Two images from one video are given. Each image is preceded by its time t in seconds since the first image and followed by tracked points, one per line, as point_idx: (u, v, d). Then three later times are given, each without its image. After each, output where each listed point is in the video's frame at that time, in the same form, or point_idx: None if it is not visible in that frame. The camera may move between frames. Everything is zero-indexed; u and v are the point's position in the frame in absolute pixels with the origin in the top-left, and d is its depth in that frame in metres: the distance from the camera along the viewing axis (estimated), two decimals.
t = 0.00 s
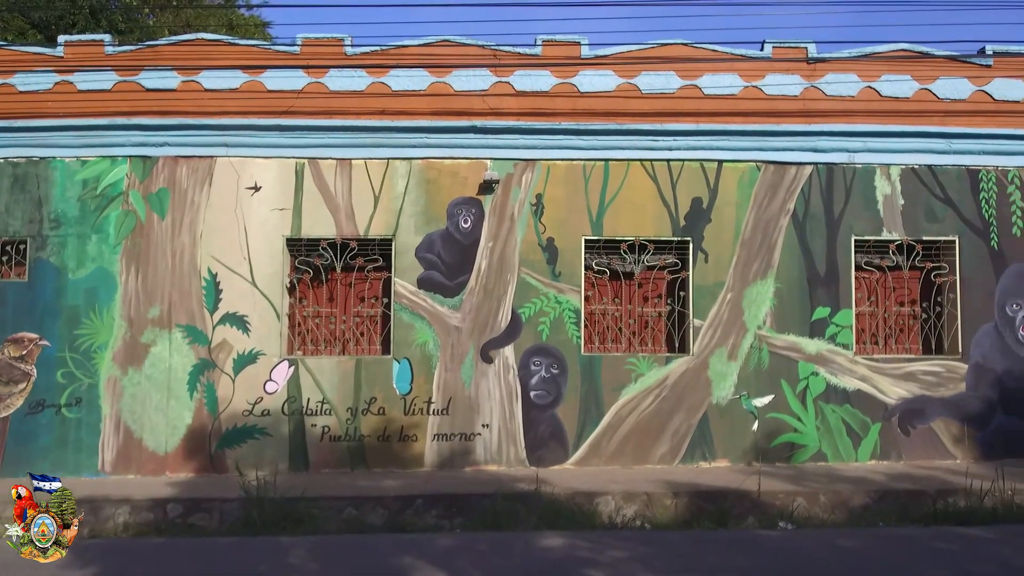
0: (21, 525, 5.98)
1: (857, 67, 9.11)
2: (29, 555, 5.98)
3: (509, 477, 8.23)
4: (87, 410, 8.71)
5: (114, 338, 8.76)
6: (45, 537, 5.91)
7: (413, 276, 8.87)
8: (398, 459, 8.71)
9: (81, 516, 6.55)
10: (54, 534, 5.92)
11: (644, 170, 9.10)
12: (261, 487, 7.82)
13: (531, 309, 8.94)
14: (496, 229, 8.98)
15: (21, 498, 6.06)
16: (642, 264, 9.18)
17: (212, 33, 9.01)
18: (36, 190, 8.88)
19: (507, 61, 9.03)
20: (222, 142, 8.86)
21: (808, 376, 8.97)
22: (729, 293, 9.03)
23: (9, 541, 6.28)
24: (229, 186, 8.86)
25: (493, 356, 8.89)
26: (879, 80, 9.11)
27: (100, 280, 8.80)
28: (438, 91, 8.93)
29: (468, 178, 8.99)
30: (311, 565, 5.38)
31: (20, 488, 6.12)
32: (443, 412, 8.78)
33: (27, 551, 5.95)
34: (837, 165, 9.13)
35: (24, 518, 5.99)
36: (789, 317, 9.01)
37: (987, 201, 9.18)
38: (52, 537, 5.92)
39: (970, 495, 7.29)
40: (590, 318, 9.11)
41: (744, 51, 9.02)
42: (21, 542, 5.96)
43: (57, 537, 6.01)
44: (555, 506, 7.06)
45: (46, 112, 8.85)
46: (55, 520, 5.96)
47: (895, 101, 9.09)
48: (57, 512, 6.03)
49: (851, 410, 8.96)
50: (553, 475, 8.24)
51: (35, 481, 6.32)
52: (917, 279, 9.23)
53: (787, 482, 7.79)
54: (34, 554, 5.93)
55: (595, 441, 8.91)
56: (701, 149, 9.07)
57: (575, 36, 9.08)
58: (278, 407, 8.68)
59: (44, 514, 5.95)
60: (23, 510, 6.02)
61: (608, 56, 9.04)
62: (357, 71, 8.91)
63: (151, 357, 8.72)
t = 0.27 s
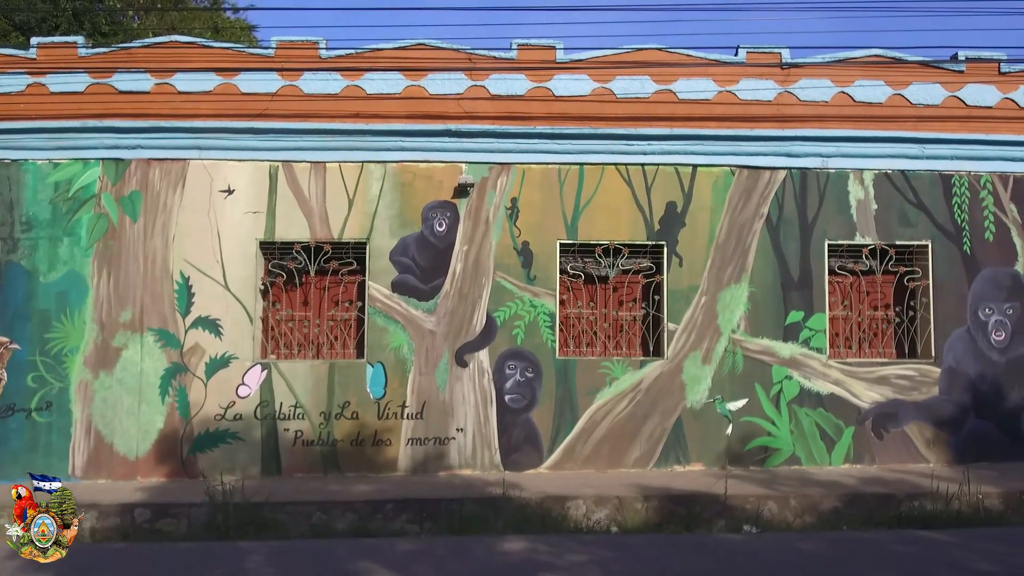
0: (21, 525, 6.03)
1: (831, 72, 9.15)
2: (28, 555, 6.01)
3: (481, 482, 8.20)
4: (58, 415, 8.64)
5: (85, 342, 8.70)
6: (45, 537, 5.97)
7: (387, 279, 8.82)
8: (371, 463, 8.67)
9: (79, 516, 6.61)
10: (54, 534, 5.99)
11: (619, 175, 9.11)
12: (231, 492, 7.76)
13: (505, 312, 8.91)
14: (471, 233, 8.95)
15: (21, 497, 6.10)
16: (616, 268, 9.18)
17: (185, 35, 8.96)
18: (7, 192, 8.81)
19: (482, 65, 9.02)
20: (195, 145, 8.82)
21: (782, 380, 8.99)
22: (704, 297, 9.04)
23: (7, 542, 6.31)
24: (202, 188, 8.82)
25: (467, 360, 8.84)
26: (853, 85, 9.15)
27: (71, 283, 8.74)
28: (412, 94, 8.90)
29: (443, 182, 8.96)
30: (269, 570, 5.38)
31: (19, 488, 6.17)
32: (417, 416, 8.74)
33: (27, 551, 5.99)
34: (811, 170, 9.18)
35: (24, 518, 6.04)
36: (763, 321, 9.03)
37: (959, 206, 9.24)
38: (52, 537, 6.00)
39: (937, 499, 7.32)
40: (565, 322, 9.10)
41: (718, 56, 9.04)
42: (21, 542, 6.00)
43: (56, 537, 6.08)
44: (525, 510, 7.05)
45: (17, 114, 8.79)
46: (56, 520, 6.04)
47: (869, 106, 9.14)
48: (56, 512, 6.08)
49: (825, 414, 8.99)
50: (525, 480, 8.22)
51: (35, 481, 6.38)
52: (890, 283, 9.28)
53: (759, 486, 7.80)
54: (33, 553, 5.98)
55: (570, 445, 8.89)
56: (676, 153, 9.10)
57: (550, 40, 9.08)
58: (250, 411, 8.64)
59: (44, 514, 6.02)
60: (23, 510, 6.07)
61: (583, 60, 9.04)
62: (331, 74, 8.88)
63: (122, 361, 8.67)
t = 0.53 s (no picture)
0: (21, 525, 6.24)
1: (807, 77, 9.20)
2: (29, 555, 6.20)
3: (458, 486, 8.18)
4: (33, 419, 8.60)
5: (60, 346, 8.66)
6: (45, 537, 6.16)
7: (364, 283, 8.81)
8: (348, 468, 8.64)
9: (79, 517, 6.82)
10: (54, 534, 6.17)
11: (597, 179, 9.13)
12: (205, 496, 7.74)
13: (483, 316, 8.90)
14: (448, 237, 8.94)
15: (21, 498, 6.32)
16: (594, 271, 9.18)
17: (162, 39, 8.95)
18: None
19: (460, 69, 9.02)
20: (172, 148, 8.80)
21: (759, 384, 9.02)
22: (681, 301, 9.07)
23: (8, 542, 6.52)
24: (179, 192, 8.80)
25: (445, 364, 8.83)
26: (829, 90, 9.19)
27: (47, 286, 8.70)
28: (390, 98, 8.90)
29: (420, 185, 8.95)
30: None
31: (20, 489, 6.38)
32: (394, 420, 8.72)
33: (27, 551, 6.17)
34: (788, 175, 9.21)
35: (24, 519, 6.25)
36: (740, 325, 9.07)
37: (935, 211, 9.27)
38: (52, 537, 6.18)
39: (913, 503, 7.33)
40: (545, 325, 9.12)
41: (695, 61, 9.07)
42: (21, 542, 6.20)
43: (56, 537, 6.28)
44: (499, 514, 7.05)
45: None
46: (55, 520, 6.23)
47: (845, 112, 9.18)
48: (56, 512, 6.29)
49: (802, 418, 9.01)
50: (502, 484, 8.21)
51: (35, 483, 6.57)
52: (868, 287, 9.29)
53: (734, 490, 7.82)
54: (33, 554, 6.16)
55: (547, 450, 8.88)
56: (653, 158, 9.12)
57: (528, 45, 9.10)
58: (226, 415, 8.63)
59: (44, 514, 6.22)
60: (23, 511, 6.29)
61: (560, 65, 9.06)
62: (308, 78, 8.88)
63: (98, 365, 8.63)
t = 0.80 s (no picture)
0: (22, 525, 6.21)
1: (787, 78, 9.23)
2: (29, 555, 6.13)
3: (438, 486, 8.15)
4: (12, 419, 8.57)
5: (39, 345, 8.63)
6: (45, 537, 6.11)
7: (345, 283, 8.80)
8: (328, 468, 8.62)
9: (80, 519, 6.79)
10: (54, 534, 6.12)
11: (578, 179, 9.14)
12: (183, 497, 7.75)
13: (464, 316, 8.88)
14: (430, 237, 8.93)
15: (22, 498, 6.35)
16: (576, 272, 9.18)
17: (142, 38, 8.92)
18: None
19: (441, 69, 9.01)
20: (152, 148, 8.78)
21: (740, 384, 9.04)
22: (662, 301, 9.08)
23: (8, 542, 6.49)
24: (158, 191, 8.78)
25: (426, 364, 8.80)
26: (810, 91, 9.22)
27: (26, 286, 8.67)
28: (371, 98, 8.88)
29: (401, 185, 8.94)
30: None
31: (20, 489, 6.39)
32: (374, 420, 8.70)
33: (27, 551, 6.10)
34: (768, 175, 9.24)
35: (25, 519, 6.23)
36: (720, 325, 9.09)
37: (916, 212, 9.29)
38: (52, 537, 6.12)
39: (892, 503, 7.32)
40: (526, 327, 9.08)
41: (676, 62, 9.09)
42: (21, 542, 6.14)
43: (56, 538, 6.22)
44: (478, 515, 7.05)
45: None
46: (55, 520, 6.19)
47: (826, 112, 9.20)
48: (56, 513, 6.27)
49: (782, 418, 9.02)
50: (481, 484, 8.19)
51: (35, 483, 6.57)
52: (848, 288, 9.32)
53: (712, 490, 7.83)
54: (33, 554, 6.10)
55: (528, 450, 8.87)
56: (635, 158, 9.14)
57: (509, 45, 9.10)
58: (206, 415, 8.60)
59: (44, 514, 6.19)
60: (24, 510, 6.28)
61: (541, 65, 9.07)
62: (289, 78, 8.86)
63: (76, 365, 8.60)
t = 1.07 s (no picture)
0: (21, 525, 6.11)
1: (768, 78, 9.23)
2: (28, 556, 6.03)
3: (415, 485, 8.10)
4: None
5: (15, 344, 8.57)
6: (45, 537, 6.02)
7: (323, 281, 8.75)
8: (305, 468, 8.58)
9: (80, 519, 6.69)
10: (54, 534, 6.03)
11: (558, 178, 9.12)
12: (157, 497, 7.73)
13: (443, 315, 8.83)
14: (409, 235, 8.87)
15: (21, 498, 6.23)
16: (556, 271, 9.17)
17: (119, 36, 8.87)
18: None
19: (420, 67, 8.98)
20: (129, 146, 8.73)
21: (719, 383, 9.04)
22: (641, 300, 9.08)
23: (8, 542, 6.39)
24: (135, 189, 8.73)
25: (404, 363, 8.75)
26: (789, 91, 9.22)
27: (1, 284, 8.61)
28: (350, 96, 8.83)
29: (380, 184, 8.89)
30: None
31: (20, 489, 6.29)
32: (352, 420, 8.65)
33: (27, 551, 6.00)
34: (748, 175, 9.24)
35: (24, 518, 6.14)
36: (700, 324, 9.09)
37: (896, 211, 9.29)
38: (52, 537, 6.04)
39: (868, 501, 7.30)
40: (506, 326, 9.08)
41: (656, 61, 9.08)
42: (21, 542, 6.03)
43: (56, 537, 6.13)
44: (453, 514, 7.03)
45: None
46: (55, 520, 6.10)
47: (806, 112, 9.20)
48: (57, 512, 6.18)
49: (761, 417, 9.02)
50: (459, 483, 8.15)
51: (35, 483, 6.50)
52: (827, 287, 9.32)
53: (690, 489, 7.82)
54: (33, 554, 5.98)
55: (507, 449, 8.83)
56: (614, 157, 9.13)
57: (489, 44, 9.08)
58: (182, 415, 8.56)
59: (44, 514, 6.10)
60: (23, 511, 6.18)
61: (521, 64, 9.04)
62: (267, 76, 8.81)
63: (52, 363, 8.55)
